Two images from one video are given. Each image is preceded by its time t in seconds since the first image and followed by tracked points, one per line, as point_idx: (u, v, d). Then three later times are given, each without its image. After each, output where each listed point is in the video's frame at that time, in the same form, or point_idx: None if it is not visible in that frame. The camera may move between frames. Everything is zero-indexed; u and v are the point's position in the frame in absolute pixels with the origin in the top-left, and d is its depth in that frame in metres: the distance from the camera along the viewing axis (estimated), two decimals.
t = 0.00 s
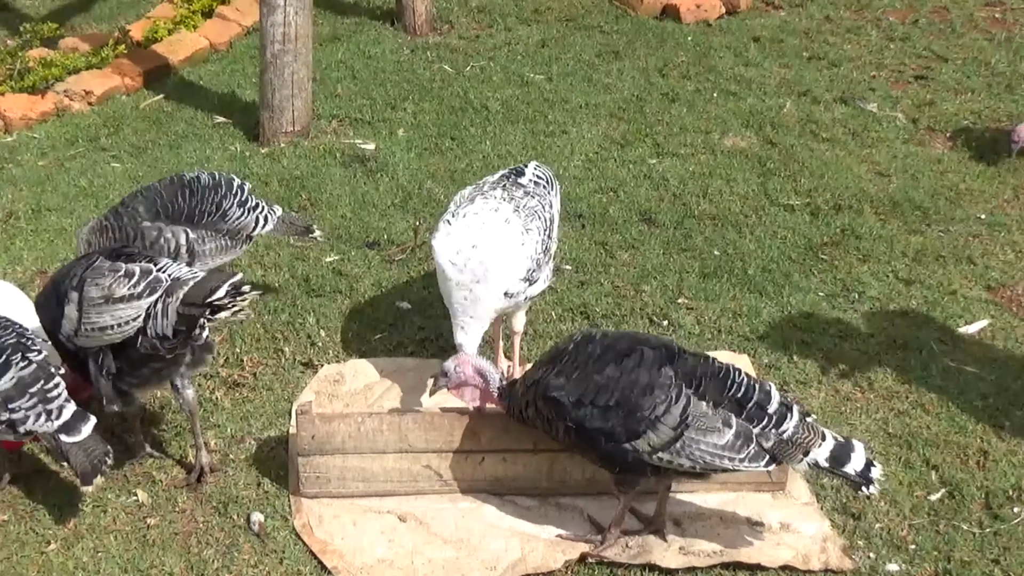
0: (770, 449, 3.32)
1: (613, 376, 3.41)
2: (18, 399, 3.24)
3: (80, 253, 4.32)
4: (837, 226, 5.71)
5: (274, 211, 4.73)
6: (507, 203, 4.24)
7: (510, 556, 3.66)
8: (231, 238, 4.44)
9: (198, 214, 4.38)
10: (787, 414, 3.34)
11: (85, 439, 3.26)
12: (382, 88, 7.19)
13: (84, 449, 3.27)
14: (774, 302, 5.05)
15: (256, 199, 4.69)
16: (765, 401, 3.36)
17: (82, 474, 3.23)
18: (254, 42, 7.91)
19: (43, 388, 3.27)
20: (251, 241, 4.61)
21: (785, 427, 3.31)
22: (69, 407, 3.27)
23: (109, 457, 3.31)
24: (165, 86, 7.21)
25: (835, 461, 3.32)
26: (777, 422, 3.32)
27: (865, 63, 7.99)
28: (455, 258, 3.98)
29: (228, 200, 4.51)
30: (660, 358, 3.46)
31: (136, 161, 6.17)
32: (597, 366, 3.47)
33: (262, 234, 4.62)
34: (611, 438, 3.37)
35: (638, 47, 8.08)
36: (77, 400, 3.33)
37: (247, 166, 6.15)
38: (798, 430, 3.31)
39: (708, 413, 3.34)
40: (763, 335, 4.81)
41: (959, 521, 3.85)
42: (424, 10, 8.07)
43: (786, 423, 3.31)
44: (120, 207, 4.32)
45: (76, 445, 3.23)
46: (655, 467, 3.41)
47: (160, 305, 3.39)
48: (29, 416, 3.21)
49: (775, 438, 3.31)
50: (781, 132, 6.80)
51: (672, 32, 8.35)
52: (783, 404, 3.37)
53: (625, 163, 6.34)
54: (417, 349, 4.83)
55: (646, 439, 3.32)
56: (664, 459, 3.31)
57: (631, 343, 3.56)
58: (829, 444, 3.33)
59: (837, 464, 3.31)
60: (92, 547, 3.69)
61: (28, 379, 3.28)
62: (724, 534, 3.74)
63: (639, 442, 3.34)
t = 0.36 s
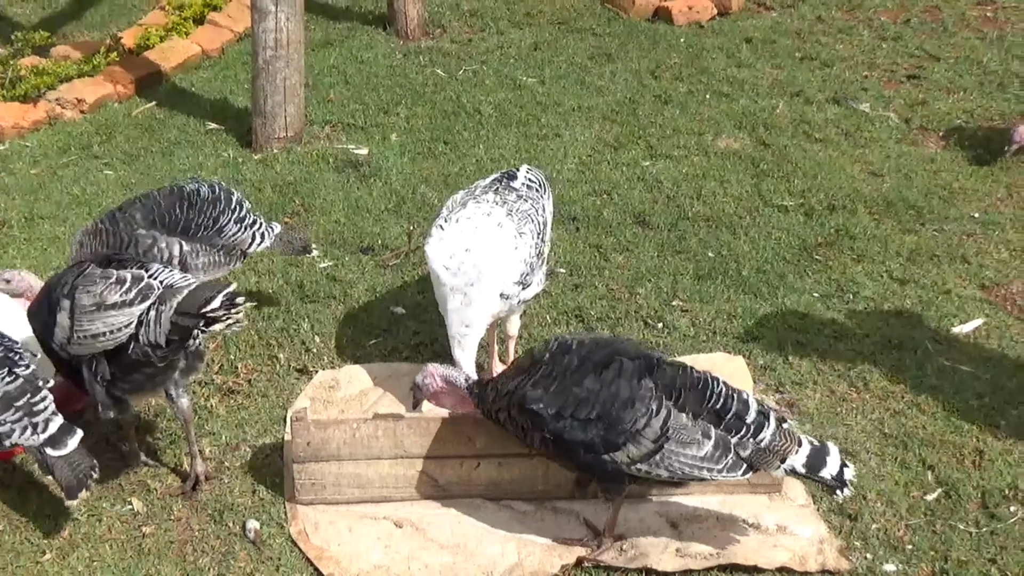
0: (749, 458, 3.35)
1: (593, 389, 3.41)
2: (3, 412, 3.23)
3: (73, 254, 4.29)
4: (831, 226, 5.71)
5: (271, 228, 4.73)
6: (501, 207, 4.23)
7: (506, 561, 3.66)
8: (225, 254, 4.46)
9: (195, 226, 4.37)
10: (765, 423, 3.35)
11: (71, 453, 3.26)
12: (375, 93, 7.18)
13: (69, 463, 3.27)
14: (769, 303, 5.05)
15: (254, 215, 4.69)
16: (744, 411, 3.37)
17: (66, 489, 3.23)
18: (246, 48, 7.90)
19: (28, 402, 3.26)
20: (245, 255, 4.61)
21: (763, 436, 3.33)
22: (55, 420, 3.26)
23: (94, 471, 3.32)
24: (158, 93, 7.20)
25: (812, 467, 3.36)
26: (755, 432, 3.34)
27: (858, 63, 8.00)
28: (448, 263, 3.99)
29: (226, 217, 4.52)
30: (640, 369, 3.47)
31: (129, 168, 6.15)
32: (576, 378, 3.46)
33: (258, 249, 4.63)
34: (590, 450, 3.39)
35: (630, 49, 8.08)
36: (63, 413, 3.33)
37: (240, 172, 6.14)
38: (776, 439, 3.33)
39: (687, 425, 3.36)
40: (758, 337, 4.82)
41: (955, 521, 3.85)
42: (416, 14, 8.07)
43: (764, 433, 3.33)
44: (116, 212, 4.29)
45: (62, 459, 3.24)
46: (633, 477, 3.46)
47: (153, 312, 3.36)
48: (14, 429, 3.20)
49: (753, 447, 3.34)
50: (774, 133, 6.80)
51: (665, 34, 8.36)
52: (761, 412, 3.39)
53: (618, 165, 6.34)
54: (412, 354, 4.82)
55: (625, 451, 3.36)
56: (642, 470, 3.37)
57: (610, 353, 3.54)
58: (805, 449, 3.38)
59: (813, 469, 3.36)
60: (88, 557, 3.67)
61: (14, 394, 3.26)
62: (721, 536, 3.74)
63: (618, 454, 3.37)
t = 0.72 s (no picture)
0: (724, 455, 3.33)
1: (566, 388, 3.40)
2: None
3: (70, 254, 4.27)
4: (829, 227, 5.71)
5: (270, 234, 4.69)
6: (497, 212, 4.26)
7: (505, 565, 3.65)
8: (223, 259, 4.43)
9: (194, 231, 4.36)
10: (740, 420, 3.34)
11: (48, 467, 3.24)
12: (371, 95, 7.18)
13: (46, 477, 3.25)
14: (767, 304, 5.05)
15: (254, 221, 4.66)
16: (717, 409, 3.37)
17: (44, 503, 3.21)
18: (242, 51, 7.89)
19: (4, 416, 3.24)
20: (242, 263, 4.59)
21: (737, 433, 3.32)
22: (32, 434, 3.25)
23: (71, 485, 3.30)
24: (154, 97, 7.19)
25: (788, 462, 3.30)
26: (729, 428, 3.33)
27: (854, 63, 8.01)
28: (446, 269, 4.00)
29: (226, 223, 4.50)
30: (614, 368, 3.45)
31: (126, 173, 6.14)
32: (549, 378, 3.44)
33: (257, 257, 4.59)
34: (565, 450, 3.39)
35: (627, 51, 8.08)
36: (40, 426, 3.31)
37: (237, 176, 6.13)
38: (751, 435, 3.31)
39: (661, 423, 3.35)
40: (756, 337, 4.82)
41: (955, 521, 3.85)
42: (412, 16, 8.06)
43: (738, 430, 3.32)
44: (117, 213, 4.31)
45: (39, 474, 3.21)
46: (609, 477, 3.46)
47: (180, 331, 3.35)
48: None
49: (728, 444, 3.32)
50: (771, 133, 6.80)
51: (661, 35, 8.36)
52: (735, 409, 3.37)
53: (615, 167, 6.34)
54: (410, 357, 4.81)
55: (599, 451, 3.36)
56: (616, 470, 3.37)
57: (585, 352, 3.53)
58: (781, 445, 3.33)
59: (788, 465, 3.30)
60: (86, 563, 3.65)
61: None
62: (720, 539, 3.74)
63: (593, 454, 3.37)
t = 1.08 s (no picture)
0: (714, 455, 3.33)
1: (552, 392, 3.39)
2: None
3: (71, 250, 4.24)
4: (833, 230, 5.70)
5: (274, 240, 4.71)
6: (501, 215, 4.26)
7: (508, 569, 3.66)
8: (227, 262, 4.43)
9: (200, 233, 4.36)
10: (728, 418, 3.33)
11: (36, 470, 3.27)
12: (376, 97, 7.18)
13: (34, 479, 3.28)
14: (771, 308, 5.05)
15: (259, 226, 4.66)
16: (705, 407, 3.35)
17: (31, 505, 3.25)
18: (247, 53, 7.90)
19: None
20: (245, 266, 4.59)
21: (726, 432, 3.31)
22: (20, 437, 3.26)
23: (57, 487, 3.35)
24: (159, 98, 7.20)
25: (779, 461, 3.28)
26: (718, 427, 3.31)
27: (859, 66, 8.00)
28: (448, 268, 4.01)
29: (232, 226, 4.49)
30: (600, 370, 3.45)
31: (131, 174, 6.15)
32: (535, 383, 3.44)
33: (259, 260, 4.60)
34: (553, 453, 3.36)
35: (632, 53, 8.08)
36: (26, 427, 3.32)
37: (241, 177, 6.14)
38: (740, 434, 3.31)
39: (648, 424, 3.34)
40: (761, 341, 4.81)
41: (960, 526, 3.84)
42: (417, 19, 8.07)
43: (726, 429, 3.31)
44: (123, 211, 4.30)
45: (27, 476, 3.24)
46: (600, 479, 3.42)
47: (191, 356, 3.33)
48: None
49: (717, 443, 3.31)
50: (776, 137, 6.79)
51: (666, 38, 8.36)
52: (724, 408, 3.36)
53: (620, 169, 6.33)
54: (414, 359, 4.81)
55: (587, 453, 3.33)
56: (606, 471, 3.33)
57: (571, 357, 3.53)
58: (773, 444, 3.31)
59: (780, 464, 3.28)
60: (89, 564, 3.65)
61: None
62: (724, 543, 3.73)
63: (581, 456, 3.34)
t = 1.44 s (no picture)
0: (714, 460, 3.33)
1: (555, 391, 3.38)
2: None
3: (79, 246, 4.28)
4: (840, 233, 5.68)
5: (283, 238, 4.69)
6: (507, 215, 4.25)
7: (512, 570, 3.66)
8: (234, 261, 4.43)
9: (207, 231, 4.36)
10: (730, 423, 3.32)
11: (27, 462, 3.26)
12: (384, 97, 7.19)
13: (25, 471, 3.27)
14: (778, 310, 5.03)
15: (268, 224, 4.63)
16: (707, 412, 3.34)
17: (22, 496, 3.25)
18: (255, 51, 7.91)
19: None
20: (254, 264, 4.58)
21: (727, 437, 3.30)
22: (12, 429, 3.25)
23: (50, 479, 3.34)
24: (167, 96, 7.22)
25: (780, 470, 3.28)
26: (720, 432, 3.31)
27: (868, 69, 7.97)
28: (454, 268, 4.00)
29: (239, 225, 4.47)
30: (603, 371, 3.44)
31: (138, 171, 6.17)
32: (539, 380, 3.43)
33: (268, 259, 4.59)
34: (554, 452, 3.36)
35: (640, 54, 8.07)
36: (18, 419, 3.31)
37: (249, 176, 6.15)
38: (742, 440, 3.30)
39: (649, 427, 3.33)
40: (767, 343, 4.80)
41: (965, 530, 3.82)
42: (425, 18, 8.08)
43: (728, 434, 3.30)
44: (133, 209, 4.34)
45: (18, 468, 3.23)
46: (600, 480, 3.42)
47: (221, 375, 3.35)
48: None
49: (718, 448, 3.31)
50: (784, 139, 6.77)
51: (674, 40, 8.34)
52: (727, 412, 3.35)
53: (627, 171, 6.32)
54: (419, 359, 4.81)
55: (587, 453, 3.33)
56: (605, 472, 3.34)
57: (575, 356, 3.51)
58: (773, 452, 3.31)
59: (781, 473, 3.28)
60: (94, 562, 3.65)
61: None
62: (728, 545, 3.73)
63: (581, 456, 3.34)
